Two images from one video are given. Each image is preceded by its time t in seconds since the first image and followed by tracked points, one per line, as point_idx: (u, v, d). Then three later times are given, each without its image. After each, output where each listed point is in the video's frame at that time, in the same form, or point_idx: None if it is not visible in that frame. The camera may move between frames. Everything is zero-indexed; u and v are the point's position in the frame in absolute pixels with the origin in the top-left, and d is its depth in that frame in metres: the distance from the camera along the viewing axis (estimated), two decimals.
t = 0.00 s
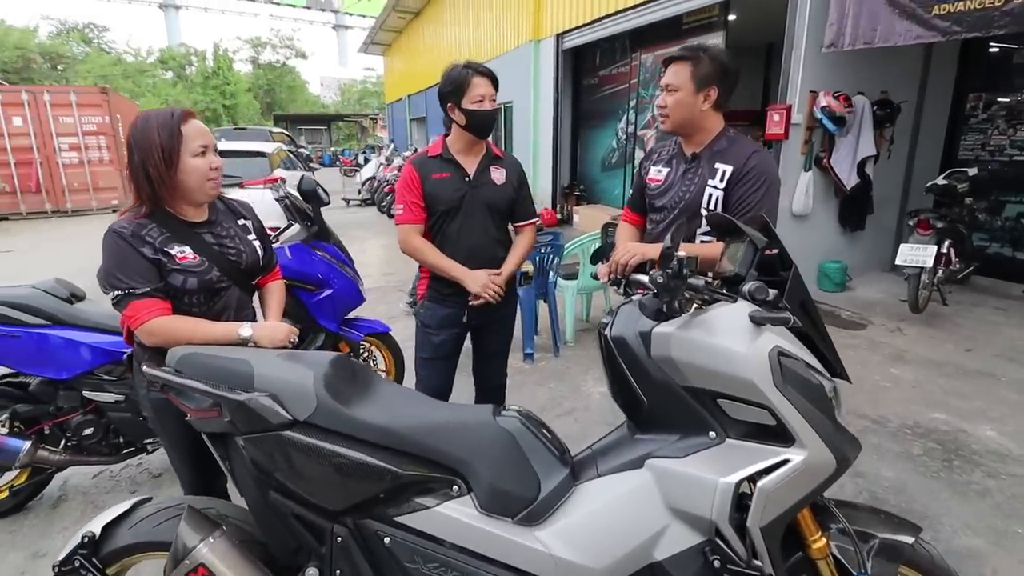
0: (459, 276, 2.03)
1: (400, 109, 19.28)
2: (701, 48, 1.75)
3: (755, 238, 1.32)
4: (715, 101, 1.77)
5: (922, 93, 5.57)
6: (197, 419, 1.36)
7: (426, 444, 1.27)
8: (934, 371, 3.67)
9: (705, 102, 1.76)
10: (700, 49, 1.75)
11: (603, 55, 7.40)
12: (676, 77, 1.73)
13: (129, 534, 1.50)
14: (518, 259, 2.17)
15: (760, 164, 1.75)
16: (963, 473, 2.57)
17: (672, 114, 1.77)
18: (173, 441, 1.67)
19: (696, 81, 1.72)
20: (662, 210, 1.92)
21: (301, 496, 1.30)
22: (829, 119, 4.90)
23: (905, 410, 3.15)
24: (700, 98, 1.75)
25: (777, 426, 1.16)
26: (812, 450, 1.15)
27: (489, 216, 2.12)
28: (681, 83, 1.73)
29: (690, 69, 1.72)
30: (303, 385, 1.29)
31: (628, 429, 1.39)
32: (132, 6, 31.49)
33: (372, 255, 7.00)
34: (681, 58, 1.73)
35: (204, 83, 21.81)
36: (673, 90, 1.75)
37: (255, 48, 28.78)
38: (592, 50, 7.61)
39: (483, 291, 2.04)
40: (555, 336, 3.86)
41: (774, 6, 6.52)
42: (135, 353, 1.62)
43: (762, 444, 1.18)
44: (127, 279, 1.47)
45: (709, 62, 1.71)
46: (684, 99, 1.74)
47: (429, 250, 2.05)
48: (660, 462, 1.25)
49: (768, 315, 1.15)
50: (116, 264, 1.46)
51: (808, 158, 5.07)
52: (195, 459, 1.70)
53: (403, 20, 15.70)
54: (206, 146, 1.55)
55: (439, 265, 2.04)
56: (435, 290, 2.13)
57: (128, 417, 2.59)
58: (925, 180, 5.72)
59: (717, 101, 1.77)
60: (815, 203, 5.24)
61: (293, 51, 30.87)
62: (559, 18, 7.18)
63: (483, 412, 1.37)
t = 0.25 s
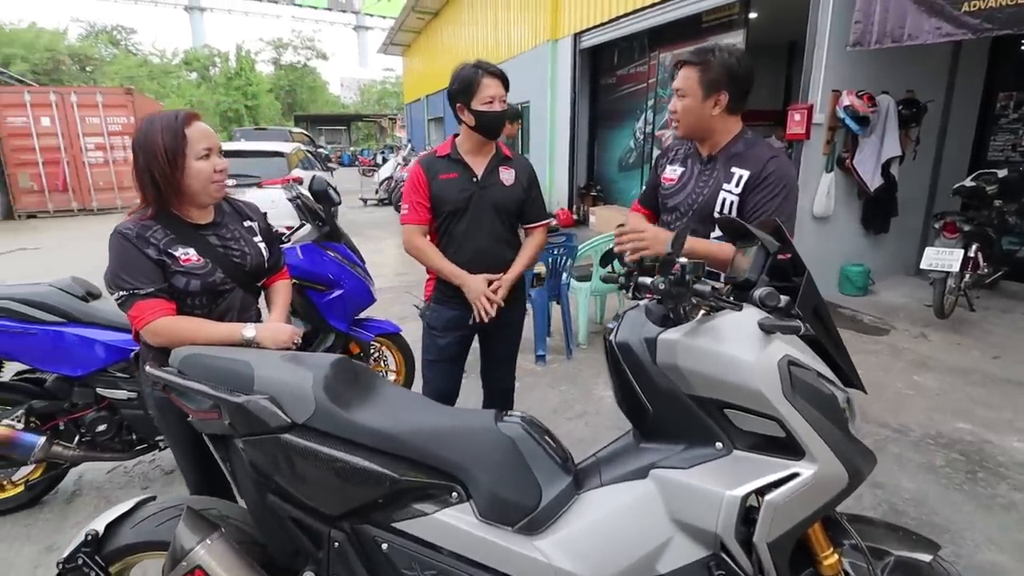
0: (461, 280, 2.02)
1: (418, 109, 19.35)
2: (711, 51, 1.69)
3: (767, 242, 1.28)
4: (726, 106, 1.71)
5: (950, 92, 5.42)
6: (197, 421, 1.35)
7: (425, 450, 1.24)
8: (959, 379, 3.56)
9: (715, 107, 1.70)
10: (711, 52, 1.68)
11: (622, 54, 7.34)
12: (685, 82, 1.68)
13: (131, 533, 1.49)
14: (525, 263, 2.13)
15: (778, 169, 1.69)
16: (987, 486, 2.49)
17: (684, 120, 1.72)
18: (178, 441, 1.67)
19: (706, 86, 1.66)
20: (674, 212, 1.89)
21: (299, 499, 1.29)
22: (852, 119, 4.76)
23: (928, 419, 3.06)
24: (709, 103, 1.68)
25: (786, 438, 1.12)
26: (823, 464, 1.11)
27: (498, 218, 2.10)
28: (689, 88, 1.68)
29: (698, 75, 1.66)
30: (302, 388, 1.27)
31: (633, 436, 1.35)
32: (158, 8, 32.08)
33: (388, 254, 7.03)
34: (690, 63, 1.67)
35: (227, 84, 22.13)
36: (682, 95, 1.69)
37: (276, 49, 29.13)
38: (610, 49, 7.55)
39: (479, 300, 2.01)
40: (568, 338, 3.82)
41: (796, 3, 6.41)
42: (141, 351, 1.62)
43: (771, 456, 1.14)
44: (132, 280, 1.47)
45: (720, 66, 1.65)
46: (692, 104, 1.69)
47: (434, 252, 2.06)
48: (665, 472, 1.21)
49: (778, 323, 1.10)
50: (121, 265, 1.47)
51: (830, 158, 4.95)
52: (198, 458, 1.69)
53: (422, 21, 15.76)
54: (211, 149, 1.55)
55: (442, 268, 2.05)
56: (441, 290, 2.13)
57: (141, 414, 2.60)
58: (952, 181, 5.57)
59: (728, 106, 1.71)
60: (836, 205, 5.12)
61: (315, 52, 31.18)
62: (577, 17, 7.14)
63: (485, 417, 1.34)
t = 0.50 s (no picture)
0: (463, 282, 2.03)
1: (436, 110, 19.42)
2: (740, 47, 1.55)
3: (776, 245, 1.23)
4: (752, 106, 1.56)
5: (978, 92, 5.29)
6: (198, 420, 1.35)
7: (423, 453, 1.22)
8: (986, 387, 3.45)
9: (739, 106, 1.56)
10: (739, 47, 1.54)
11: (640, 53, 7.28)
12: (710, 77, 1.52)
13: (134, 529, 1.50)
14: (536, 267, 2.13)
15: (800, 173, 1.55)
16: (1012, 499, 2.40)
17: (704, 117, 1.57)
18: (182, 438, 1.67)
19: (732, 83, 1.51)
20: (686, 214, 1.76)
21: (297, 500, 1.28)
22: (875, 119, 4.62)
23: (951, 428, 2.97)
24: (734, 102, 1.54)
25: (792, 448, 1.08)
26: (831, 475, 1.07)
27: (506, 219, 2.08)
28: (715, 84, 1.52)
29: (727, 70, 1.51)
30: (301, 388, 1.26)
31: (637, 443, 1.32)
32: (183, 10, 32.60)
33: (403, 254, 7.04)
34: (716, 58, 1.52)
35: (249, 85, 22.43)
36: (705, 91, 1.54)
37: (297, 51, 29.45)
38: (628, 49, 7.50)
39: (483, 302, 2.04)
40: (579, 340, 3.79)
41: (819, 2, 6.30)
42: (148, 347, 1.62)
43: (777, 467, 1.10)
44: (138, 278, 1.47)
45: (747, 62, 1.50)
46: (719, 103, 1.53)
47: (441, 255, 2.07)
48: (667, 481, 1.18)
49: (785, 330, 1.07)
50: (128, 263, 1.47)
51: (853, 159, 4.82)
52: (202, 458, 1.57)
53: (441, 21, 15.81)
54: (214, 147, 1.55)
55: (446, 271, 2.05)
56: (449, 292, 2.12)
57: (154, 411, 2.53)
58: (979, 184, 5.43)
59: (754, 105, 1.56)
60: (858, 207, 5.01)
61: (335, 53, 31.46)
62: (594, 17, 7.10)
63: (485, 421, 1.31)
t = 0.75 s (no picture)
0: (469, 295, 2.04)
1: (450, 111, 19.45)
2: (742, 46, 1.52)
3: (783, 247, 1.19)
4: (759, 102, 1.52)
5: (1000, 92, 5.18)
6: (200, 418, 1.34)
7: (422, 454, 1.21)
8: (1007, 394, 3.37)
9: (746, 104, 1.52)
10: (743, 46, 1.52)
11: (654, 53, 7.23)
12: (713, 78, 1.50)
13: (138, 524, 1.49)
14: (541, 276, 2.13)
15: (814, 173, 1.50)
16: None
17: (709, 119, 1.55)
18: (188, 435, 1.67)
19: (735, 82, 1.49)
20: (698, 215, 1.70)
21: (296, 500, 1.27)
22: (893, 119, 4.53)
23: (969, 436, 2.90)
24: (741, 101, 1.51)
25: (796, 455, 1.05)
26: (835, 483, 1.04)
27: (513, 219, 2.06)
28: (718, 85, 1.50)
29: (728, 70, 1.49)
30: (301, 388, 1.25)
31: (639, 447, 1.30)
32: (201, 11, 33.00)
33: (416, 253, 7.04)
34: (718, 58, 1.51)
35: (266, 85, 22.64)
36: (710, 92, 1.52)
37: (314, 52, 29.69)
38: (642, 49, 7.46)
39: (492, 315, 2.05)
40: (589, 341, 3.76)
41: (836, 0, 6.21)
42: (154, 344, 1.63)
43: (780, 474, 1.07)
44: (144, 276, 1.48)
45: (756, 62, 1.48)
46: (724, 103, 1.51)
47: (449, 259, 2.06)
48: (668, 486, 1.16)
49: (790, 334, 1.04)
50: (134, 262, 1.48)
51: (870, 159, 4.73)
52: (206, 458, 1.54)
53: (455, 22, 15.84)
54: (218, 146, 1.55)
55: (453, 278, 2.05)
56: (456, 294, 2.11)
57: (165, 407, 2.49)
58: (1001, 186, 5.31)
59: (761, 102, 1.52)
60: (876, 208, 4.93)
61: (351, 54, 31.66)
62: (608, 17, 7.07)
63: (485, 422, 1.30)
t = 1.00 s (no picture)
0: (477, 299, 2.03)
1: (462, 111, 19.48)
2: (759, 41, 1.49)
3: (790, 250, 1.17)
4: (769, 101, 1.49)
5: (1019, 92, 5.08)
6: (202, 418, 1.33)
7: (421, 456, 1.19)
8: None
9: (755, 102, 1.49)
10: (758, 42, 1.49)
11: (667, 53, 7.18)
12: (727, 71, 1.47)
13: (141, 522, 1.44)
14: (548, 278, 2.12)
15: (824, 174, 1.47)
16: None
17: (718, 114, 1.52)
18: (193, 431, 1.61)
19: (747, 77, 1.46)
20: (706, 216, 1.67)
21: (295, 500, 1.26)
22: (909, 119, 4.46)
23: (985, 443, 2.85)
24: (749, 97, 1.48)
25: (801, 462, 1.03)
26: (840, 490, 1.02)
27: (521, 220, 2.04)
28: (730, 79, 1.47)
29: (742, 64, 1.46)
30: (301, 387, 1.24)
31: (643, 452, 1.28)
32: (217, 12, 33.33)
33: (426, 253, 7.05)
34: (736, 51, 1.48)
35: (280, 86, 22.83)
36: (721, 86, 1.49)
37: (327, 52, 29.92)
38: (655, 49, 7.42)
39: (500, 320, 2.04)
40: (598, 343, 3.74)
41: None
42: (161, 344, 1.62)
43: (785, 482, 1.04)
44: (149, 275, 1.48)
45: (764, 58, 1.45)
46: (732, 100, 1.48)
47: (456, 260, 2.05)
48: (671, 491, 1.14)
49: (795, 338, 1.01)
50: (140, 261, 1.49)
51: (886, 160, 4.66)
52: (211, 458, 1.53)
53: (467, 22, 15.88)
54: (220, 146, 1.55)
55: (461, 281, 2.04)
56: (462, 296, 2.10)
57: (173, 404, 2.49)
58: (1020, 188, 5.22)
59: (770, 102, 1.50)
60: (891, 210, 4.85)
61: (364, 54, 31.82)
62: (621, 17, 7.04)
63: (486, 425, 1.29)
